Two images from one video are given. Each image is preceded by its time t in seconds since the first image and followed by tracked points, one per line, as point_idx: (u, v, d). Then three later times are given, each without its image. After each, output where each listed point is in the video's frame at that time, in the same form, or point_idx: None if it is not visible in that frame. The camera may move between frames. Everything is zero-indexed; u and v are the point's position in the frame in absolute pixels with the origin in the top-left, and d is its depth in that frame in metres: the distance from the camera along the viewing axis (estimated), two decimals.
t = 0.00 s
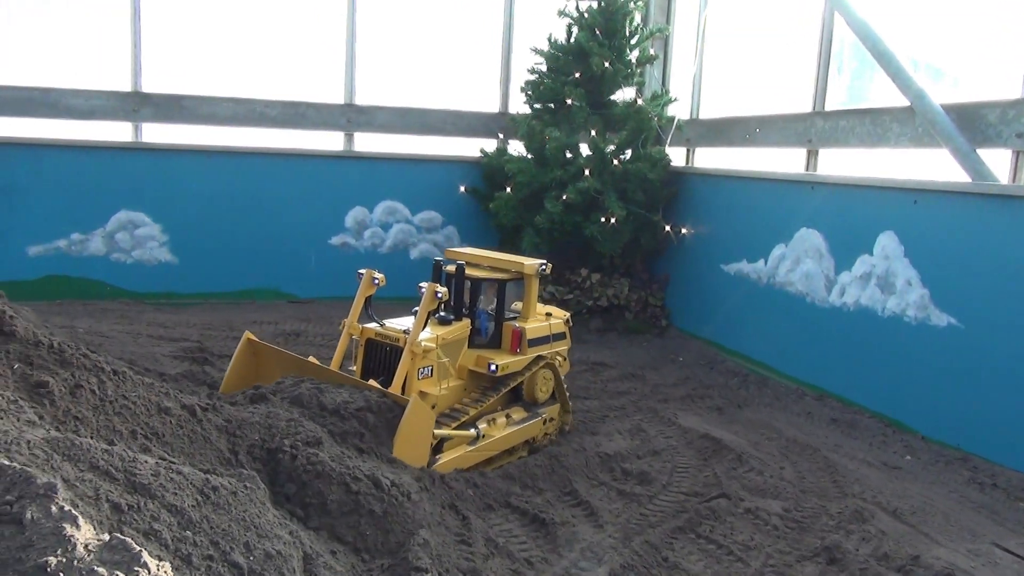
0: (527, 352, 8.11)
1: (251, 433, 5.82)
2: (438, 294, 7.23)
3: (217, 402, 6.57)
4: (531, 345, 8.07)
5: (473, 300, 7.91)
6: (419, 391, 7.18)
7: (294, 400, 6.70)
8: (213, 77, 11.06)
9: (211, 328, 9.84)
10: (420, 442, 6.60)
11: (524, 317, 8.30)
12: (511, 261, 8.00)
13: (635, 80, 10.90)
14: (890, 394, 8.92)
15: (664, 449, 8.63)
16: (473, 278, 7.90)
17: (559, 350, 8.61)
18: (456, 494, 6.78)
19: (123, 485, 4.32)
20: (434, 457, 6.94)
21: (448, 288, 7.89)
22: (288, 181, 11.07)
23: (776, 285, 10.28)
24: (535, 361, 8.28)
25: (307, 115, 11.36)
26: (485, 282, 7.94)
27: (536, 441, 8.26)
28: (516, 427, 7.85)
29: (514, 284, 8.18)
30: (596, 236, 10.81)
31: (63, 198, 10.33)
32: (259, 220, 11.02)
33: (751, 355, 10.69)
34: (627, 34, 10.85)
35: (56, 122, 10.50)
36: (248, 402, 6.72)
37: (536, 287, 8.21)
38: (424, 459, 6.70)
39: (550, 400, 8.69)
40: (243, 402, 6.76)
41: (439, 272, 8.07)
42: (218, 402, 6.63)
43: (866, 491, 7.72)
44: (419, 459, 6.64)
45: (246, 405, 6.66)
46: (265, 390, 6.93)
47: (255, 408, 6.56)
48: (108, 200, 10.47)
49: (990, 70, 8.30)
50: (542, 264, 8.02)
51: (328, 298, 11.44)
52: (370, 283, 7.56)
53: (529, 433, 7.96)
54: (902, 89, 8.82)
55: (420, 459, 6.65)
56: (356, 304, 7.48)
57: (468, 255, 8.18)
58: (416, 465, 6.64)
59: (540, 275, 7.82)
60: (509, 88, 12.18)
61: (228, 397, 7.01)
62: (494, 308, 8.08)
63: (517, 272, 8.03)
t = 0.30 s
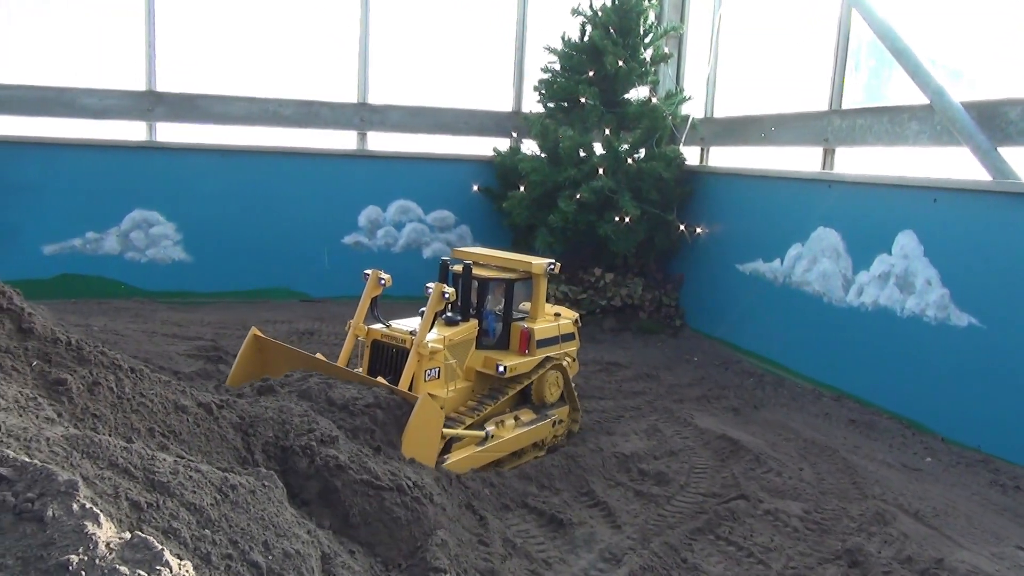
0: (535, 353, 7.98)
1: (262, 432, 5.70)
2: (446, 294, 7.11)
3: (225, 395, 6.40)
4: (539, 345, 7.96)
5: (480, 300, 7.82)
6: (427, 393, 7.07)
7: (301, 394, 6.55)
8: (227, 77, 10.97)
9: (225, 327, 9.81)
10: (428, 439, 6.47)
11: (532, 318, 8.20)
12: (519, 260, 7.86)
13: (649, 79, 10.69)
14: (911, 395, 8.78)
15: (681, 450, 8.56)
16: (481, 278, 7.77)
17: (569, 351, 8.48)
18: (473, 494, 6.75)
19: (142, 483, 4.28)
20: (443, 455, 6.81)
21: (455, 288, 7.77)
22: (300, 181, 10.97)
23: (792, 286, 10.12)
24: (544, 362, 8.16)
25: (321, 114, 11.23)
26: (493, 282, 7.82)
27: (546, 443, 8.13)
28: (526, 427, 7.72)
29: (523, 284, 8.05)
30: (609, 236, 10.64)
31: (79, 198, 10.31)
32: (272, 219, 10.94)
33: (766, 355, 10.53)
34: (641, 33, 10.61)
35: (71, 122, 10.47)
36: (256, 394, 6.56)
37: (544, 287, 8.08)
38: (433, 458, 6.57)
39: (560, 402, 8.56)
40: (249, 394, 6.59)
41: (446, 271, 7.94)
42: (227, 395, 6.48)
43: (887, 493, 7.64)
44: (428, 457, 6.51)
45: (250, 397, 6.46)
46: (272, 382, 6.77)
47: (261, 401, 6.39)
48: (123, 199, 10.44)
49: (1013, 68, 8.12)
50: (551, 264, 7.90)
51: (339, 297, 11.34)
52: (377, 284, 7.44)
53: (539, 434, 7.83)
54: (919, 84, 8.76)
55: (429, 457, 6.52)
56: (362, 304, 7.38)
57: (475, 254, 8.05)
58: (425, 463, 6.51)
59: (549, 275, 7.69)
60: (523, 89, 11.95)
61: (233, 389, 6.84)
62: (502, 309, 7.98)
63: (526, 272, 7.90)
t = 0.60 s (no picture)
0: (543, 353, 7.73)
1: (271, 429, 5.49)
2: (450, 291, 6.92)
3: (223, 388, 6.15)
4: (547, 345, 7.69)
5: (485, 299, 7.58)
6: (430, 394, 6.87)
7: (305, 385, 6.32)
8: (237, 74, 10.81)
9: (236, 325, 9.71)
10: (434, 436, 6.21)
11: (540, 317, 7.93)
12: (526, 258, 7.61)
13: (664, 75, 10.35)
14: (933, 396, 8.54)
15: (698, 452, 8.40)
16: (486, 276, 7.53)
17: (577, 352, 8.25)
18: (487, 495, 6.66)
19: (155, 482, 4.16)
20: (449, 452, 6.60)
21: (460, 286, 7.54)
22: (309, 177, 10.76)
23: (810, 285, 9.84)
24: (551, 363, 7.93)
25: (330, 112, 11.05)
26: (499, 280, 7.58)
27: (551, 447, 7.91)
28: (532, 429, 7.51)
29: (530, 283, 7.79)
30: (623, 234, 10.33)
31: (89, 194, 10.23)
32: (280, 217, 10.75)
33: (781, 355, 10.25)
34: (656, 28, 10.24)
35: (81, 119, 10.38)
36: (257, 386, 6.31)
37: (552, 286, 7.83)
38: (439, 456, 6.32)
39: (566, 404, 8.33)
40: (249, 387, 6.32)
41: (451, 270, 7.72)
42: (226, 387, 6.22)
43: (910, 496, 7.47)
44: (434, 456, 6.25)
45: (248, 389, 6.20)
46: (272, 373, 6.51)
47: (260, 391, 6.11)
48: (132, 196, 10.33)
49: None
50: (559, 262, 7.63)
51: (348, 296, 11.12)
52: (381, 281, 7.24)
53: (544, 437, 7.62)
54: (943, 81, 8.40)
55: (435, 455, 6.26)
56: (365, 303, 7.18)
57: (482, 253, 7.80)
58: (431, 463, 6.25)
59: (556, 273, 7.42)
60: (536, 87, 11.60)
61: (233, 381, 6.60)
62: (508, 308, 7.71)
63: (533, 270, 7.65)
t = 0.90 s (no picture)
0: (550, 354, 7.31)
1: (279, 429, 5.13)
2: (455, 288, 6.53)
3: (216, 374, 5.73)
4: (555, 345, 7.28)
5: (491, 297, 7.18)
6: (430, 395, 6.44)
7: (304, 371, 5.92)
8: (246, 66, 10.54)
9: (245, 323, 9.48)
10: (436, 433, 5.79)
11: (548, 316, 7.52)
12: (535, 255, 7.18)
13: (684, 66, 9.99)
14: (964, 396, 8.18)
15: (721, 454, 8.12)
16: (493, 272, 7.14)
17: (586, 353, 7.80)
18: (506, 497, 6.43)
19: (168, 484, 3.90)
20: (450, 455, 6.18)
21: (464, 282, 7.16)
22: (318, 171, 10.49)
23: (836, 282, 9.50)
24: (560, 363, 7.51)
25: (343, 104, 10.70)
26: (505, 277, 7.20)
27: (558, 453, 7.49)
28: (538, 433, 7.09)
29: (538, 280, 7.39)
30: (642, 229, 10.05)
31: (95, 188, 10.01)
32: (291, 211, 10.51)
33: (805, 354, 9.91)
34: (675, 18, 9.94)
35: (88, 112, 10.14)
36: (253, 370, 5.89)
37: (561, 285, 7.40)
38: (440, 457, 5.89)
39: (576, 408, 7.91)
40: (244, 371, 5.89)
41: (456, 265, 7.35)
42: (220, 375, 5.80)
43: (942, 500, 7.16)
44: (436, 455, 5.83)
45: (243, 376, 5.77)
46: (271, 359, 6.07)
47: (255, 377, 5.69)
48: (139, 191, 10.11)
49: None
50: (568, 259, 7.22)
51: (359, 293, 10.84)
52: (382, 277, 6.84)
53: (552, 441, 7.21)
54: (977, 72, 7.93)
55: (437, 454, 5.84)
56: (365, 298, 6.78)
57: (489, 249, 7.43)
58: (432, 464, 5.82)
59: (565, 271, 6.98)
60: (552, 75, 11.32)
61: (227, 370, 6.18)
62: (515, 307, 7.32)
63: (542, 267, 7.21)
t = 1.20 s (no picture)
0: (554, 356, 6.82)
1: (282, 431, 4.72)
2: (452, 282, 6.13)
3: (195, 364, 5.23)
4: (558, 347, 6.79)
5: (492, 296, 6.72)
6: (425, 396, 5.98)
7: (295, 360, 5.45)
8: (251, 57, 10.28)
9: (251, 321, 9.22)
10: (436, 430, 5.37)
11: (553, 317, 7.02)
12: (538, 251, 6.79)
13: (702, 55, 9.65)
14: (996, 398, 7.75)
15: (743, 456, 7.79)
16: (495, 269, 6.67)
17: (593, 356, 7.28)
18: (522, 501, 6.22)
19: (177, 486, 3.65)
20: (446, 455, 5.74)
21: (464, 279, 6.71)
22: (325, 163, 10.21)
23: (862, 279, 9.06)
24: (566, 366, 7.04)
25: (350, 96, 10.44)
26: (508, 275, 6.70)
27: (561, 460, 7.01)
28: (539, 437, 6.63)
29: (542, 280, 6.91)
30: (660, 225, 9.74)
31: (97, 182, 9.75)
32: (299, 206, 10.24)
33: (829, 353, 9.48)
34: (693, 5, 9.59)
35: (90, 104, 9.91)
36: (240, 356, 5.40)
37: (566, 284, 6.91)
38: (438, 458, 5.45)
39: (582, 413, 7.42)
40: (228, 358, 5.40)
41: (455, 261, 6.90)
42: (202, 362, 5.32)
43: (975, 505, 6.82)
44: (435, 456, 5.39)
45: (226, 361, 5.30)
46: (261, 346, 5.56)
47: (241, 364, 5.21)
48: (144, 185, 9.86)
49: None
50: (574, 256, 6.76)
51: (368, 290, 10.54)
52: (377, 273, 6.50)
53: (554, 447, 6.74)
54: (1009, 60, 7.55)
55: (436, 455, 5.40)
56: (359, 295, 6.43)
57: (491, 245, 6.98)
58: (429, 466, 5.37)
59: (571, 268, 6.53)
60: (565, 65, 10.99)
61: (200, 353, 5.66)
62: (518, 306, 6.83)
63: (545, 264, 6.83)
